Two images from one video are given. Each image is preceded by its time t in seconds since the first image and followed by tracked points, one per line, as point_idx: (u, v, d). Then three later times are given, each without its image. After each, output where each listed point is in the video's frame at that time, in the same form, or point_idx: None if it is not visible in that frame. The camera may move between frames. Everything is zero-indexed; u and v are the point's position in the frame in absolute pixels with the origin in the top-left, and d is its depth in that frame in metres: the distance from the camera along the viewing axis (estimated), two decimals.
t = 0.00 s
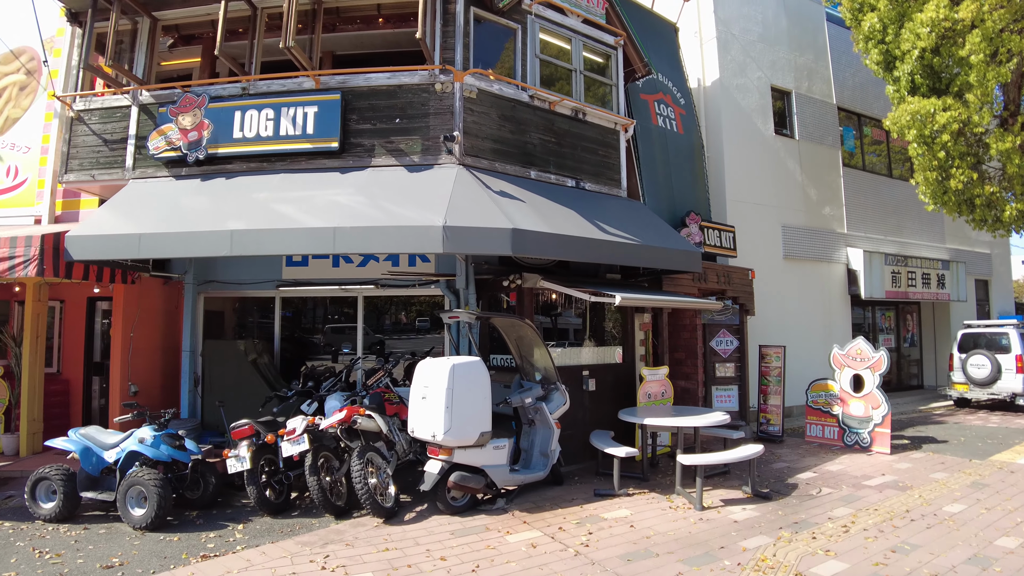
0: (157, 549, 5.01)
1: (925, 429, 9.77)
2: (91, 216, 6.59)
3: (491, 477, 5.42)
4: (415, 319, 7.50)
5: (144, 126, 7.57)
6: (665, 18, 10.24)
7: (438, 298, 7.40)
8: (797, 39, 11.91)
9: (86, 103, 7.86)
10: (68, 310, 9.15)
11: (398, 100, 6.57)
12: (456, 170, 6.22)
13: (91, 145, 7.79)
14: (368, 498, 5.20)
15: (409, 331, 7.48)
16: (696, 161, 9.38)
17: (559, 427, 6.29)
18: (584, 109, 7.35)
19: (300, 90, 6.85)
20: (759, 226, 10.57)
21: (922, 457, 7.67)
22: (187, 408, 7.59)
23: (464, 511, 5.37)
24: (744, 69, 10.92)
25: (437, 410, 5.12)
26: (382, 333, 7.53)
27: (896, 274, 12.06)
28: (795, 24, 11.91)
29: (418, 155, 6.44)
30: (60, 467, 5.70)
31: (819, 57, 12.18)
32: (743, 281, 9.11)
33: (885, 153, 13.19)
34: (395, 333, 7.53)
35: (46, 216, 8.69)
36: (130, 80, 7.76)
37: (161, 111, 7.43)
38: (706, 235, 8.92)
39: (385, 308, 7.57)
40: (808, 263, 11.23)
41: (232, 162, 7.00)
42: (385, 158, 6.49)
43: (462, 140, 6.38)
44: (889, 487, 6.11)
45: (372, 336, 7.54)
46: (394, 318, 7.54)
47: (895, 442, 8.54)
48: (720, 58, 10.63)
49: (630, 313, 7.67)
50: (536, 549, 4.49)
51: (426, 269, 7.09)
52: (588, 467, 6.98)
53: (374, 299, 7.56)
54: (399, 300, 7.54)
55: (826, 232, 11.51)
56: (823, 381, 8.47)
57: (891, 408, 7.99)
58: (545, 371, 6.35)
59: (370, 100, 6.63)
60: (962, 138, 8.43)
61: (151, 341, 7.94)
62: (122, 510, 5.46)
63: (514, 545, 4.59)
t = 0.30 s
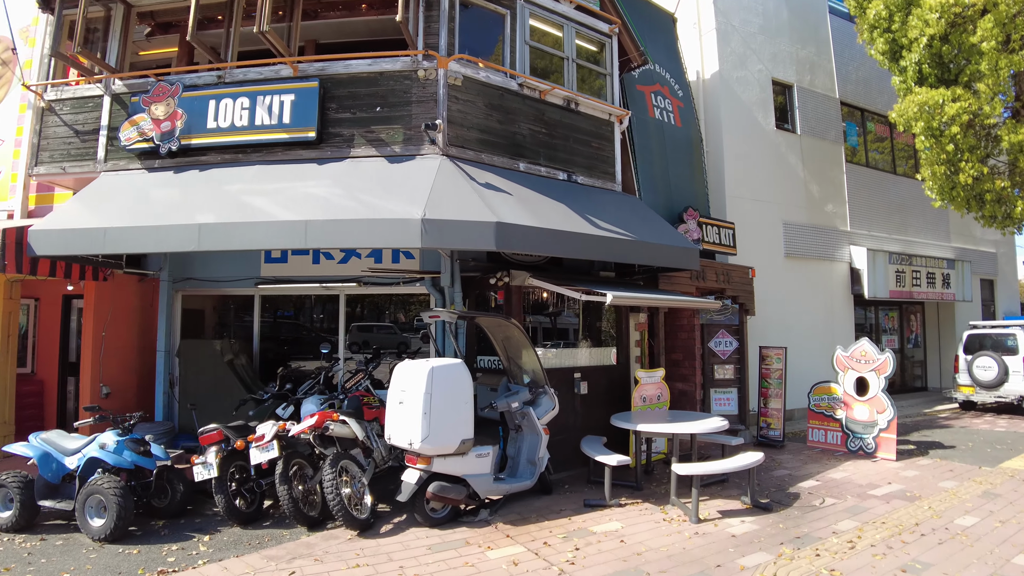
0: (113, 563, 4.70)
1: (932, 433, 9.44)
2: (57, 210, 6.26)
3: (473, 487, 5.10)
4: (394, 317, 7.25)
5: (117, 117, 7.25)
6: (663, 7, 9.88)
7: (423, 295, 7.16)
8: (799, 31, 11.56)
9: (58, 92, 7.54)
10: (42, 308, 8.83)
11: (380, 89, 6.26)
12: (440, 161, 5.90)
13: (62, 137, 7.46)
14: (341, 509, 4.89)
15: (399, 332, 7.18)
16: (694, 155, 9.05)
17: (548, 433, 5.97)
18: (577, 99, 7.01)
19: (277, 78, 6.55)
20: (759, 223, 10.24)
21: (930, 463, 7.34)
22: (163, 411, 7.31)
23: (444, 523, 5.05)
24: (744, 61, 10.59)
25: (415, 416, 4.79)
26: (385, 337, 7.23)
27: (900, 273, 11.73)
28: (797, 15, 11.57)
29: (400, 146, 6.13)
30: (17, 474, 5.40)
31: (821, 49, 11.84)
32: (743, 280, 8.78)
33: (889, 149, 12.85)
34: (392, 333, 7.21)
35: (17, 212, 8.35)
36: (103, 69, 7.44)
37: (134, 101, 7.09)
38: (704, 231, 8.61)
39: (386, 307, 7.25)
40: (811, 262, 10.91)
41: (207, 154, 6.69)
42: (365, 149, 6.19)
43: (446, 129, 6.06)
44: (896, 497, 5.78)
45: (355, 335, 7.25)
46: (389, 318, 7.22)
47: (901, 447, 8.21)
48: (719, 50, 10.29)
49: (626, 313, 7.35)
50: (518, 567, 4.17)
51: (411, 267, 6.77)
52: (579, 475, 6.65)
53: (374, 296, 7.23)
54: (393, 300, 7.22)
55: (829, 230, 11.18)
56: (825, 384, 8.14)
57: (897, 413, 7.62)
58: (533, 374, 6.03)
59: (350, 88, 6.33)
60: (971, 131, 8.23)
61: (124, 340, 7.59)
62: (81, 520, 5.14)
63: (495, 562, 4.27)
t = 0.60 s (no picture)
0: (60, 572, 4.42)
1: (932, 436, 9.14)
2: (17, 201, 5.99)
3: (446, 493, 4.82)
4: (368, 316, 6.97)
5: (85, 107, 6.99)
6: None
7: (401, 292, 6.86)
8: (796, 24, 11.28)
9: (26, 82, 7.27)
10: (13, 305, 8.53)
11: (355, 76, 6.00)
12: (416, 151, 5.62)
13: (30, 127, 7.19)
14: (306, 517, 4.63)
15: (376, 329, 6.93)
16: (686, 149, 8.77)
17: (529, 436, 5.67)
18: (563, 88, 6.73)
19: (248, 65, 6.29)
20: (754, 219, 9.95)
21: (930, 468, 7.04)
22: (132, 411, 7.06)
23: (416, 531, 4.78)
24: (739, 53, 10.31)
25: (383, 418, 4.51)
26: (370, 338, 6.94)
27: (900, 272, 11.44)
28: (794, 7, 11.29)
29: (375, 135, 5.86)
30: None
31: (819, 43, 11.56)
32: (737, 277, 8.49)
33: (888, 145, 12.57)
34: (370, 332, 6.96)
35: None
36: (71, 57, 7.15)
37: (103, 90, 6.75)
38: (696, 226, 8.33)
39: (378, 305, 6.95)
40: (808, 259, 10.62)
41: (176, 144, 6.42)
42: (338, 138, 5.92)
43: (423, 117, 5.79)
44: (894, 504, 5.49)
45: (332, 333, 7.01)
46: (366, 316, 6.97)
47: (900, 450, 7.91)
48: (714, 41, 10.01)
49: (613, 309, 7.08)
50: None
51: (389, 261, 6.53)
52: (563, 479, 6.38)
53: (351, 293, 6.98)
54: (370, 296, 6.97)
55: (827, 226, 10.90)
56: (822, 385, 7.86)
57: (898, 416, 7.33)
58: (513, 374, 5.75)
59: (323, 75, 6.07)
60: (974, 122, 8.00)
61: (93, 338, 7.32)
62: (31, 525, 4.87)
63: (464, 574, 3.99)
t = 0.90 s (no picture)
0: None
1: (933, 440, 8.83)
2: None
3: (414, 506, 4.52)
4: (342, 318, 6.73)
5: (49, 102, 6.69)
6: None
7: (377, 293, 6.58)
8: (791, 16, 10.98)
9: None
10: None
11: (324, 67, 5.73)
12: (386, 144, 5.34)
13: None
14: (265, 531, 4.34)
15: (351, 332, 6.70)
16: (677, 144, 8.48)
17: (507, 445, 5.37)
18: (545, 79, 6.44)
19: (215, 57, 6.01)
20: (749, 217, 9.66)
21: (931, 475, 6.74)
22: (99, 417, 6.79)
23: (382, 546, 4.49)
24: (733, 47, 10.02)
25: (345, 428, 4.22)
26: (345, 342, 6.70)
27: (899, 271, 11.14)
28: None
29: (344, 128, 5.59)
30: None
31: (815, 36, 11.26)
32: (730, 277, 8.20)
33: (886, 142, 12.27)
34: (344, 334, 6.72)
35: None
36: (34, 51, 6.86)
37: (65, 84, 6.42)
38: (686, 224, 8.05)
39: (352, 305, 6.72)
40: (805, 259, 10.33)
41: (141, 140, 6.14)
42: (306, 132, 5.65)
43: (394, 109, 5.51)
44: (893, 515, 5.18)
45: (306, 335, 6.77)
46: (340, 317, 6.73)
47: (899, 457, 7.60)
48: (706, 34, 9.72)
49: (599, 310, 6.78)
50: None
51: (363, 261, 6.27)
52: (544, 489, 6.08)
53: (324, 294, 6.73)
54: (344, 297, 6.72)
55: (824, 225, 10.60)
56: (818, 389, 7.55)
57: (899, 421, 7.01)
58: (489, 379, 5.45)
59: (291, 67, 5.79)
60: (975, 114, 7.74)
61: (59, 341, 7.01)
62: None
63: None
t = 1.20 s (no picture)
0: None
1: (937, 443, 8.52)
2: None
3: (383, 514, 4.22)
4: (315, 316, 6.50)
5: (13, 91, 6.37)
6: None
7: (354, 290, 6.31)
8: (789, 7, 10.68)
9: None
10: None
11: (294, 52, 5.45)
12: (357, 132, 5.05)
13: None
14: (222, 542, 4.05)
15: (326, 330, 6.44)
16: (670, 136, 8.20)
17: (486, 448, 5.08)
18: (529, 66, 6.15)
19: (181, 43, 5.73)
20: (745, 212, 9.37)
21: (934, 479, 6.44)
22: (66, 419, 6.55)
23: (348, 557, 4.20)
24: (728, 37, 9.71)
25: (306, 430, 3.92)
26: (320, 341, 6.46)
27: (901, 268, 10.84)
28: None
29: (315, 116, 5.30)
30: None
31: (814, 28, 10.96)
32: (724, 273, 7.91)
33: (886, 136, 11.97)
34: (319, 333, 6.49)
35: None
36: None
37: (28, 72, 6.08)
38: (679, 218, 7.76)
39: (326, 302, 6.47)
40: (803, 255, 10.03)
41: (105, 130, 5.84)
42: (274, 120, 5.37)
43: (367, 95, 5.23)
44: (895, 524, 4.88)
45: (279, 334, 6.54)
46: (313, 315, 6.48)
47: (901, 460, 7.30)
48: (701, 24, 9.42)
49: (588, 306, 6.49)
50: None
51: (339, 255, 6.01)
52: (528, 496, 5.79)
53: (298, 290, 6.48)
54: (320, 294, 6.46)
55: (823, 220, 10.30)
56: (816, 390, 7.26)
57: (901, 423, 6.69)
58: (467, 380, 5.17)
59: (260, 52, 5.51)
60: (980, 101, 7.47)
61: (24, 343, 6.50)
62: None
63: None
